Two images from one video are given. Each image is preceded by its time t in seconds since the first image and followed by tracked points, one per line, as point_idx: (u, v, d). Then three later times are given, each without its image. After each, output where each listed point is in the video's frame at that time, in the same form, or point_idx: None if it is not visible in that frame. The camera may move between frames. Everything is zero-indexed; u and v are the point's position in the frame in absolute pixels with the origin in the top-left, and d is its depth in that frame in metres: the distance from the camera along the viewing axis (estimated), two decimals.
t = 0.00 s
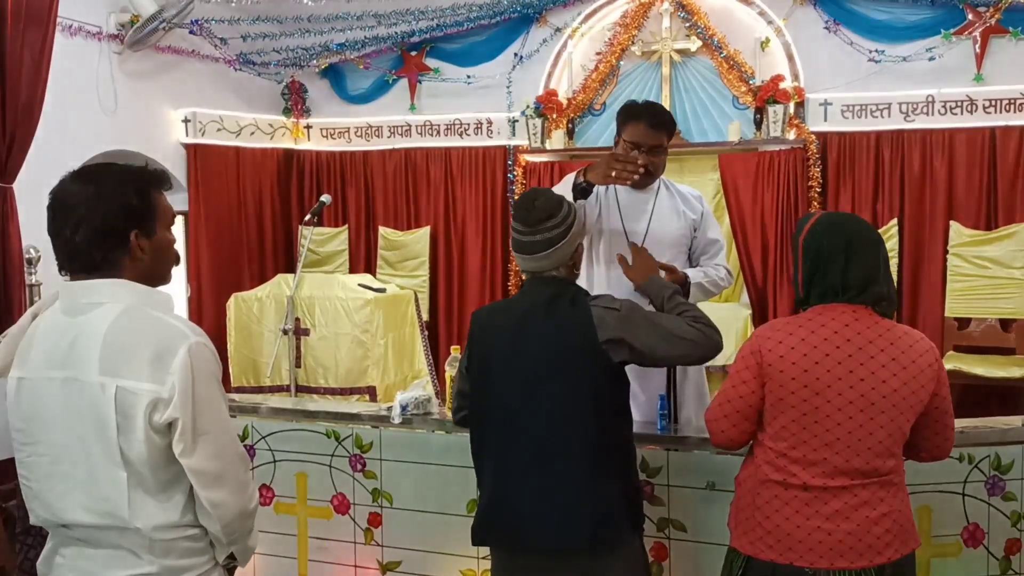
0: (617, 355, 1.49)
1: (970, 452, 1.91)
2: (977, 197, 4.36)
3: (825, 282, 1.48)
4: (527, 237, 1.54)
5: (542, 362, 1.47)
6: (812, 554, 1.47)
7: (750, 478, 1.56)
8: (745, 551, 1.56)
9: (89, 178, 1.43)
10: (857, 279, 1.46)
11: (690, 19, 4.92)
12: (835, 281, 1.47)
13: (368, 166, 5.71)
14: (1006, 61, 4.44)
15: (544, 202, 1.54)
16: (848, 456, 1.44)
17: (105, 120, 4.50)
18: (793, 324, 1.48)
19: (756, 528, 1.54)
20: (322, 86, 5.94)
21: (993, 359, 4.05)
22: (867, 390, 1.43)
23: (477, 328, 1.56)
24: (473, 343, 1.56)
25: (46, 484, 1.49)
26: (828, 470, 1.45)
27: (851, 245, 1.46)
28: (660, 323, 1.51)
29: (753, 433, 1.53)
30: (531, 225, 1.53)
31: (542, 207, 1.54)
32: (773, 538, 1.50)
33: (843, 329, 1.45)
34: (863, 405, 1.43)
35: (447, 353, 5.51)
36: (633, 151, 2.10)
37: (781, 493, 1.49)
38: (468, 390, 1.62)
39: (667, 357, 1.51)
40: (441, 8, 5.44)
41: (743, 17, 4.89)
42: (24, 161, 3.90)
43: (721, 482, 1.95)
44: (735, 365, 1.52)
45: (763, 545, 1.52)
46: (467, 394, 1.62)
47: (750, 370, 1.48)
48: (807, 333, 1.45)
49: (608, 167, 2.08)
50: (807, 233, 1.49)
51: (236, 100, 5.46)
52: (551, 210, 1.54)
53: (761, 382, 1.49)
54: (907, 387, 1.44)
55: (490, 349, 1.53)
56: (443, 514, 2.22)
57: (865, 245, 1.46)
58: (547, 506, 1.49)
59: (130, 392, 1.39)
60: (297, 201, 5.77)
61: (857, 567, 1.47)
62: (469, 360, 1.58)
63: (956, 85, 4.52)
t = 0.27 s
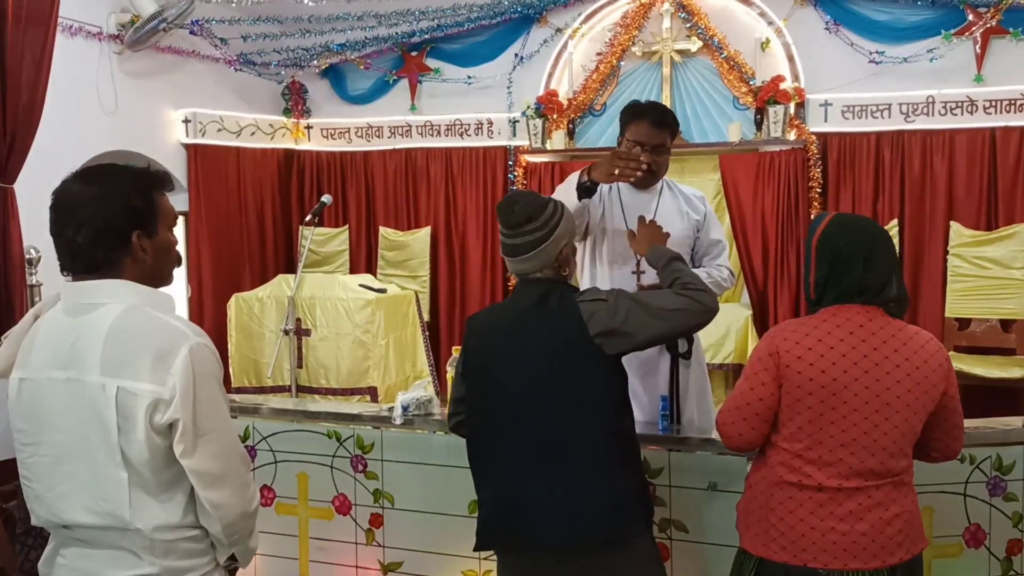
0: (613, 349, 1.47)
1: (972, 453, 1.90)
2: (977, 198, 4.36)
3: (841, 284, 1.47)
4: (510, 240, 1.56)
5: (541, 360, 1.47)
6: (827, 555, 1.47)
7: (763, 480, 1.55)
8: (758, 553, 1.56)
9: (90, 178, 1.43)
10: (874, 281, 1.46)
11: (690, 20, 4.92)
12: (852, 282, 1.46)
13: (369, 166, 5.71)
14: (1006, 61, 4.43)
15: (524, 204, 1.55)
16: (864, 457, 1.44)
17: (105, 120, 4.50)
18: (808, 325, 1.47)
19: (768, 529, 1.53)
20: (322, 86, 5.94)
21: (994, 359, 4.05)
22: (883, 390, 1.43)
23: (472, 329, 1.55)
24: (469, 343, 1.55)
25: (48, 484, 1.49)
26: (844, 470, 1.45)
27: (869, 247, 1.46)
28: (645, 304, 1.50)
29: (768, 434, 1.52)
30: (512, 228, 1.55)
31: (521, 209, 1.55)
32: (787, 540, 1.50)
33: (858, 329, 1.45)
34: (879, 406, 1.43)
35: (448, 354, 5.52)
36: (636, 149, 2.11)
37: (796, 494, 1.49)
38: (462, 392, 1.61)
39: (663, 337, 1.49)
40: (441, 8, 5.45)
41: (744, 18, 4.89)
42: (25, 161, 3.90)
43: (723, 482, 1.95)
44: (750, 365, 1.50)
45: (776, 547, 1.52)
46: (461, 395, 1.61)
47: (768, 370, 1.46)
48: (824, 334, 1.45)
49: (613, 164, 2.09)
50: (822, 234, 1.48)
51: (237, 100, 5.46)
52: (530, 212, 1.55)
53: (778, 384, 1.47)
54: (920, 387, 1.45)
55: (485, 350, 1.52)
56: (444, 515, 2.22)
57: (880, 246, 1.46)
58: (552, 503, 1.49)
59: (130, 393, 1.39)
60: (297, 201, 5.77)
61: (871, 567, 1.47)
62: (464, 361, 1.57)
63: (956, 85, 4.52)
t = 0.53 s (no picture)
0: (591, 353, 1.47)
1: (965, 455, 1.92)
2: (969, 200, 4.38)
3: (842, 286, 1.48)
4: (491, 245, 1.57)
5: (537, 360, 1.47)
6: (832, 557, 1.48)
7: (765, 484, 1.55)
8: (762, 558, 1.55)
9: (88, 181, 1.43)
10: (875, 283, 1.47)
11: (684, 21, 4.94)
12: (854, 283, 1.47)
13: (363, 167, 5.71)
14: (999, 63, 4.45)
15: (500, 208, 1.56)
16: (868, 457, 1.46)
17: (97, 120, 4.49)
18: (812, 326, 1.47)
19: (771, 533, 1.53)
20: (315, 87, 5.92)
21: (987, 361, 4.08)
22: (887, 390, 1.44)
23: (468, 332, 1.56)
24: (466, 346, 1.55)
25: (44, 488, 1.49)
26: (849, 471, 1.46)
27: (869, 250, 1.47)
28: (628, 310, 1.50)
29: (772, 438, 1.51)
30: (491, 234, 1.56)
31: (497, 215, 1.55)
32: (792, 543, 1.50)
33: (859, 330, 1.46)
34: (882, 405, 1.44)
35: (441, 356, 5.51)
36: (630, 147, 2.12)
37: (801, 497, 1.49)
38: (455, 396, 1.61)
39: (643, 345, 1.50)
40: (435, 9, 5.46)
41: (737, 20, 4.92)
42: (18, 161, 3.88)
43: (719, 484, 1.96)
44: (754, 368, 1.50)
45: (782, 550, 1.52)
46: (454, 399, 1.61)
47: (773, 373, 1.47)
48: (826, 335, 1.46)
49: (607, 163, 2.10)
50: (823, 236, 1.49)
51: (230, 101, 5.45)
52: (505, 217, 1.54)
53: (782, 386, 1.47)
54: (921, 386, 1.47)
55: (482, 352, 1.53)
56: (440, 517, 2.22)
57: (879, 249, 1.48)
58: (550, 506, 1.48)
59: (127, 397, 1.39)
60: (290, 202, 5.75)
61: (876, 569, 1.49)
62: (458, 365, 1.58)
63: (949, 87, 4.53)
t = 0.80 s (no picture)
0: (552, 353, 1.46)
1: (940, 455, 1.95)
2: (942, 202, 4.45)
3: (812, 288, 1.49)
4: (461, 248, 1.57)
5: (515, 363, 1.47)
6: (805, 557, 1.49)
7: (740, 485, 1.56)
8: (736, 559, 1.57)
9: (67, 183, 1.41)
10: (843, 285, 1.48)
11: (661, 24, 4.97)
12: (823, 285, 1.48)
13: (340, 167, 5.67)
14: (970, 68, 4.54)
15: (470, 211, 1.55)
16: (841, 457, 1.47)
17: (71, 120, 4.41)
18: (783, 328, 1.49)
19: (746, 534, 1.55)
20: (292, 86, 5.87)
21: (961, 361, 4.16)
22: (858, 390, 1.46)
23: (444, 335, 1.54)
24: (442, 348, 1.54)
25: (20, 494, 1.45)
26: (822, 472, 1.48)
27: (835, 251, 1.48)
28: (588, 308, 1.50)
29: (746, 440, 1.52)
30: (461, 237, 1.56)
31: (467, 218, 1.55)
32: (766, 544, 1.52)
33: (830, 331, 1.47)
34: (854, 405, 1.46)
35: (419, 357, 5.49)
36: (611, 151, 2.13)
37: (775, 497, 1.50)
38: (428, 401, 1.59)
39: (606, 344, 1.49)
40: (413, 9, 5.45)
41: (714, 23, 4.96)
42: None
43: (698, 485, 1.97)
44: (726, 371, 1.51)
45: (755, 551, 1.53)
46: (427, 404, 1.59)
47: (745, 376, 1.48)
48: (797, 337, 1.47)
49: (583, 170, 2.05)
50: (792, 238, 1.50)
51: (206, 101, 5.39)
52: (475, 220, 1.54)
53: (755, 388, 1.48)
54: (892, 386, 1.48)
55: (459, 354, 1.51)
56: (421, 519, 2.21)
57: (847, 252, 1.49)
58: (529, 510, 1.47)
59: (106, 401, 1.36)
60: (267, 203, 5.71)
61: (849, 568, 1.50)
62: (433, 368, 1.56)
63: (922, 91, 4.61)
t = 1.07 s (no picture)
0: (528, 350, 1.47)
1: (917, 453, 1.98)
2: (917, 204, 4.52)
3: (781, 289, 1.50)
4: (435, 249, 1.57)
5: (495, 364, 1.48)
6: (775, 555, 1.51)
7: (711, 483, 1.58)
8: (708, 557, 1.59)
9: (45, 182, 1.40)
10: (813, 286, 1.49)
11: (641, 25, 5.00)
12: (792, 286, 1.49)
13: (319, 167, 5.64)
14: (944, 70, 4.62)
15: (445, 213, 1.55)
16: (810, 457, 1.48)
17: (46, 118, 4.34)
18: (751, 329, 1.50)
19: (717, 532, 1.56)
20: (271, 85, 5.84)
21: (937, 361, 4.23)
22: (825, 390, 1.47)
23: (423, 336, 1.54)
24: (421, 349, 1.54)
25: None
26: (790, 471, 1.49)
27: (805, 253, 1.49)
28: (553, 300, 1.49)
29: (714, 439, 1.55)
30: (436, 238, 1.56)
31: (442, 219, 1.55)
32: (736, 542, 1.53)
33: (798, 332, 1.48)
34: (822, 406, 1.47)
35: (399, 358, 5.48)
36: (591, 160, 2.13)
37: (744, 496, 1.52)
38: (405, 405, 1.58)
39: (576, 336, 1.49)
40: (393, 9, 5.44)
41: (693, 24, 4.99)
42: None
43: (678, 485, 1.99)
44: (695, 371, 1.53)
45: (726, 549, 1.55)
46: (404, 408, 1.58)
47: (713, 376, 1.50)
48: (765, 338, 1.48)
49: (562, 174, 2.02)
50: (762, 240, 1.52)
51: (183, 100, 5.33)
52: (451, 221, 1.54)
53: (723, 388, 1.50)
54: (860, 386, 1.49)
55: (438, 357, 1.51)
56: (402, 520, 2.21)
57: (817, 253, 1.50)
58: (510, 511, 1.47)
59: (86, 402, 1.35)
60: (245, 203, 5.66)
61: (818, 566, 1.52)
62: (411, 371, 1.56)
63: (898, 93, 4.68)
